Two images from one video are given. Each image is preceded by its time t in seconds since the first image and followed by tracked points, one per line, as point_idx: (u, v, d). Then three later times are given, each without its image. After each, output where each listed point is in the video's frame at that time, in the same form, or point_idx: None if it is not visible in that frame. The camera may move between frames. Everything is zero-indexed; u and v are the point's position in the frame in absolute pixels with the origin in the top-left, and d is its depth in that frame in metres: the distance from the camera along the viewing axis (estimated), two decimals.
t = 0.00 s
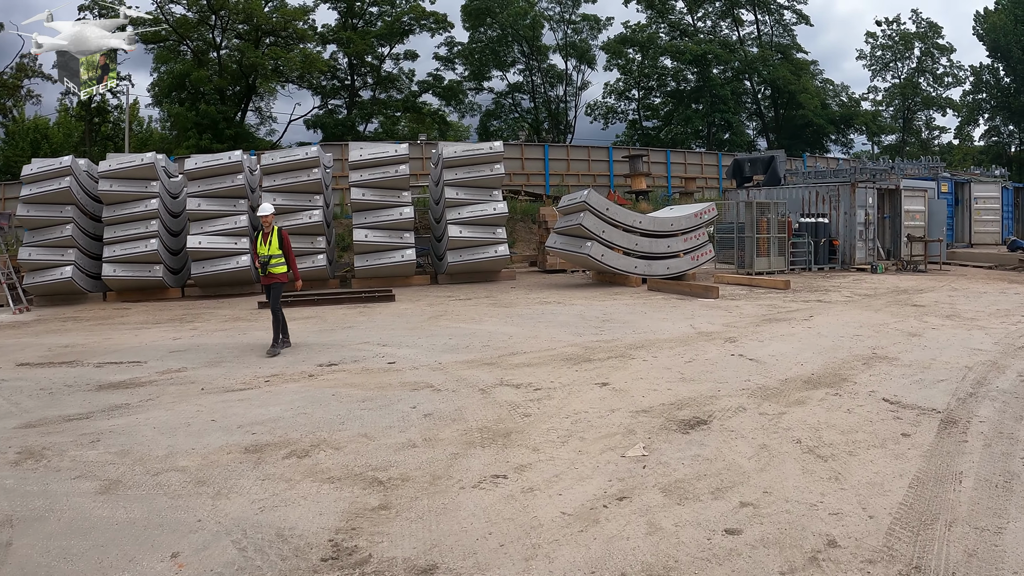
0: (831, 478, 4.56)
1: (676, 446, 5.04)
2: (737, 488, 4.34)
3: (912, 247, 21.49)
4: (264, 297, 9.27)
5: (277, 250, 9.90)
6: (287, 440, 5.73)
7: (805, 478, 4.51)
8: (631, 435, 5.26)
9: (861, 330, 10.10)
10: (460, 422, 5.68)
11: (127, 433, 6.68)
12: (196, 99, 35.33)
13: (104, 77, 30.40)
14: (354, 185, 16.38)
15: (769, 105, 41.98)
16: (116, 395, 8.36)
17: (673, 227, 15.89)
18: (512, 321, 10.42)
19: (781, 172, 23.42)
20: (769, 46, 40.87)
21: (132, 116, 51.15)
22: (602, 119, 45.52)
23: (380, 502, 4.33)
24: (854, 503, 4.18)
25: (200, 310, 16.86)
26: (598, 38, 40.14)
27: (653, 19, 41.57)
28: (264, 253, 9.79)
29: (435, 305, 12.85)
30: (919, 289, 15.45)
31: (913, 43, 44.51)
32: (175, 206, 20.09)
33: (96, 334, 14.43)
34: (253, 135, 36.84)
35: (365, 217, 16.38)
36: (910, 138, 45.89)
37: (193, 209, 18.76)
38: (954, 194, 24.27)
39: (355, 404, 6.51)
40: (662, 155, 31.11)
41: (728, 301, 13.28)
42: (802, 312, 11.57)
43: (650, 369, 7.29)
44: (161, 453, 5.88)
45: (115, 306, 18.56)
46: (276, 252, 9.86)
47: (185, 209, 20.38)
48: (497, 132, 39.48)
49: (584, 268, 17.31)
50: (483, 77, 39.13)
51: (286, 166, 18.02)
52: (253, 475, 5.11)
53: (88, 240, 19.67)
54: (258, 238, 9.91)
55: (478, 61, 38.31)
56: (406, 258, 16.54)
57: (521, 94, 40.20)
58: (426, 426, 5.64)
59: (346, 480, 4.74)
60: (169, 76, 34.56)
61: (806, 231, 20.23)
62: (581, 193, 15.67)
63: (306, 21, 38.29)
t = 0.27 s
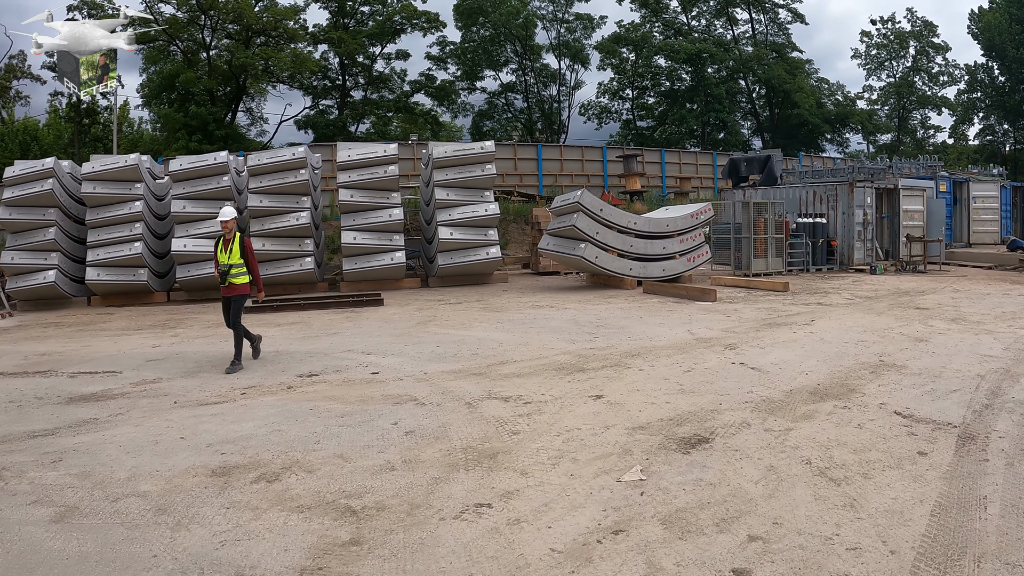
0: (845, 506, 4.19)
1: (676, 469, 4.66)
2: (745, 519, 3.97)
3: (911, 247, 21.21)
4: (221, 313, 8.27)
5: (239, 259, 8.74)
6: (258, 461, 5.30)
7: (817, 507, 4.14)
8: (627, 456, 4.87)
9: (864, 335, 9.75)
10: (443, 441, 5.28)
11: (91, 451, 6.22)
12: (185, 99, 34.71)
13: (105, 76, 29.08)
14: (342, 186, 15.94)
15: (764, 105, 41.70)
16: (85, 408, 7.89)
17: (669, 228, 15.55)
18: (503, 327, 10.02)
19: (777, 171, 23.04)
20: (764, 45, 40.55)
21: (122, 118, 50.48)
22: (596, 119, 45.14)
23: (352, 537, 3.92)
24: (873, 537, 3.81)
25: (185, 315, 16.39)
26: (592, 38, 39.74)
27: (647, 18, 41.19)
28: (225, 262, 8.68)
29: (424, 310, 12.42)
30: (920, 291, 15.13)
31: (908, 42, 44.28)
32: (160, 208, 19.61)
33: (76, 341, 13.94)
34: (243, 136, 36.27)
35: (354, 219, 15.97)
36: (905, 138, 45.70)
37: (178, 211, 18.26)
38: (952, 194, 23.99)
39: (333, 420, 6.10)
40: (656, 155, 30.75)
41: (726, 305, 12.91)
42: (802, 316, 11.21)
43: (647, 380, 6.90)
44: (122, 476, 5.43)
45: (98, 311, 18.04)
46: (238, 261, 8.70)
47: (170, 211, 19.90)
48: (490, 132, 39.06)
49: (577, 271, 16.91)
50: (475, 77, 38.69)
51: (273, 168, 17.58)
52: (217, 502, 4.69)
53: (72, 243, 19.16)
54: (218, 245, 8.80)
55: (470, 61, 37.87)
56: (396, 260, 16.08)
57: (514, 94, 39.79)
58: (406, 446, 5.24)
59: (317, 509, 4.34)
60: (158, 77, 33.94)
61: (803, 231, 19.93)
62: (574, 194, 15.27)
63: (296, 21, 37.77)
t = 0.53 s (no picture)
0: (871, 542, 3.82)
1: (685, 498, 4.28)
2: (764, 559, 3.59)
3: (912, 249, 20.91)
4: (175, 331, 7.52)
5: (198, 266, 7.89)
6: (230, 488, 4.87)
7: (841, 544, 3.77)
8: (631, 482, 4.48)
9: (872, 343, 9.40)
10: (432, 465, 4.88)
11: (54, 473, 5.76)
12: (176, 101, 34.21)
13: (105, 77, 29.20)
14: (332, 189, 15.48)
15: (760, 106, 41.45)
16: (55, 424, 7.42)
17: (667, 231, 15.22)
18: (497, 335, 9.62)
19: (775, 173, 22.64)
20: (760, 46, 40.27)
21: (113, 120, 49.85)
22: (591, 121, 44.81)
23: None
24: None
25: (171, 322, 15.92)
26: (587, 38, 39.41)
27: (642, 19, 40.80)
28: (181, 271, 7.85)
29: (416, 316, 12.01)
30: (925, 295, 14.80)
31: (904, 43, 44.10)
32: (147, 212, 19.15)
33: (56, 350, 13.45)
34: (235, 139, 35.76)
35: (344, 223, 15.57)
36: (902, 139, 45.51)
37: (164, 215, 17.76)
38: (953, 195, 23.72)
39: (315, 440, 5.68)
40: (652, 156, 30.40)
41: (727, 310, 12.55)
42: (807, 323, 10.85)
43: (649, 394, 6.50)
44: (84, 505, 4.98)
45: (82, 318, 17.54)
46: (195, 268, 7.86)
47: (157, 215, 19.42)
48: (484, 134, 38.67)
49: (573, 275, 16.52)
50: (470, 79, 38.33)
51: (261, 170, 17.14)
52: (183, 537, 4.26)
53: (57, 248, 18.67)
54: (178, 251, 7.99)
55: (464, 63, 37.47)
56: (388, 265, 15.61)
57: (508, 95, 39.44)
58: (391, 471, 4.83)
59: (291, 546, 3.92)
60: (149, 78, 33.43)
61: (802, 234, 19.64)
62: (570, 196, 14.87)
63: (289, 22, 37.31)
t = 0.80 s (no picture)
0: (913, 572, 3.48)
1: (706, 523, 3.91)
2: None
3: (916, 250, 20.61)
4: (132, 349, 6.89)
5: (152, 274, 7.19)
6: (209, 514, 4.47)
7: None
8: (647, 505, 4.10)
9: (885, 347, 9.05)
10: (427, 486, 4.49)
11: (22, 493, 5.34)
12: (169, 103, 33.74)
13: (105, 76, 29.20)
14: (326, 191, 15.09)
15: (758, 107, 41.19)
16: (30, 438, 7.00)
17: (668, 233, 14.88)
18: (497, 341, 9.23)
19: (776, 174, 22.38)
20: (758, 46, 39.99)
21: (107, 123, 49.34)
22: (588, 123, 44.49)
23: None
24: None
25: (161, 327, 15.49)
26: (584, 39, 39.08)
27: (639, 20, 40.43)
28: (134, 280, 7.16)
29: (412, 321, 11.62)
30: (932, 296, 14.47)
31: (902, 43, 43.90)
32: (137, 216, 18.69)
33: (41, 358, 13.00)
34: (230, 142, 35.31)
35: (338, 226, 15.13)
36: (900, 139, 45.30)
37: (154, 218, 17.31)
38: (955, 195, 23.41)
39: (303, 457, 5.28)
40: (651, 158, 30.07)
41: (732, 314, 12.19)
42: (816, 326, 10.50)
43: (659, 404, 6.11)
44: (49, 531, 4.57)
45: (70, 324, 17.07)
46: (148, 276, 7.14)
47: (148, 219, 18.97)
48: (481, 137, 38.32)
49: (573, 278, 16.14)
50: (466, 81, 37.97)
51: (253, 172, 16.75)
52: (154, 568, 3.86)
53: (45, 252, 18.21)
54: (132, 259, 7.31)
55: (460, 64, 37.09)
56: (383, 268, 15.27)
57: (505, 97, 39.07)
58: (383, 493, 4.44)
59: None
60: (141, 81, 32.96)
61: (805, 235, 19.27)
62: (570, 197, 14.50)
63: (283, 24, 36.89)
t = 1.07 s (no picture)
0: None
1: (729, 560, 3.54)
2: None
3: (919, 254, 20.34)
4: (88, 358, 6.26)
5: (100, 284, 6.70)
6: (182, 547, 4.09)
7: None
8: (662, 539, 3.73)
9: (899, 356, 8.69)
10: (421, 515, 4.12)
11: None
12: (163, 106, 33.30)
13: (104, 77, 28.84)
14: (319, 194, 14.71)
15: (756, 111, 40.94)
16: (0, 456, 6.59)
17: (669, 237, 14.53)
18: (495, 350, 8.86)
19: (777, 177, 22.08)
20: (757, 49, 39.71)
21: (101, 126, 48.94)
22: (585, 126, 44.17)
23: None
24: None
25: (149, 333, 15.08)
26: (582, 42, 38.78)
27: (637, 23, 40.12)
28: (80, 289, 6.60)
29: (407, 328, 11.23)
30: (939, 302, 14.14)
31: (901, 47, 43.69)
32: (127, 219, 18.20)
33: (24, 366, 12.58)
34: (224, 144, 34.87)
35: (331, 229, 14.71)
36: (899, 143, 45.05)
37: (143, 222, 16.86)
38: (958, 199, 23.13)
39: (287, 481, 4.90)
40: (649, 161, 29.73)
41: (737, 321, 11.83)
42: (825, 334, 10.14)
43: (668, 420, 5.75)
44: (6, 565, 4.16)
45: (57, 330, 16.63)
46: (97, 285, 6.65)
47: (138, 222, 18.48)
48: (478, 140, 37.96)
49: (572, 284, 15.76)
50: (463, 84, 37.62)
51: (245, 175, 16.36)
52: None
53: (33, 256, 17.74)
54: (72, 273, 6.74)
55: (457, 67, 36.77)
56: (378, 273, 14.82)
57: (502, 100, 38.71)
58: (372, 524, 4.06)
59: None
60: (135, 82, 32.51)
61: (808, 240, 18.87)
62: (569, 201, 14.13)
63: (278, 26, 36.45)
